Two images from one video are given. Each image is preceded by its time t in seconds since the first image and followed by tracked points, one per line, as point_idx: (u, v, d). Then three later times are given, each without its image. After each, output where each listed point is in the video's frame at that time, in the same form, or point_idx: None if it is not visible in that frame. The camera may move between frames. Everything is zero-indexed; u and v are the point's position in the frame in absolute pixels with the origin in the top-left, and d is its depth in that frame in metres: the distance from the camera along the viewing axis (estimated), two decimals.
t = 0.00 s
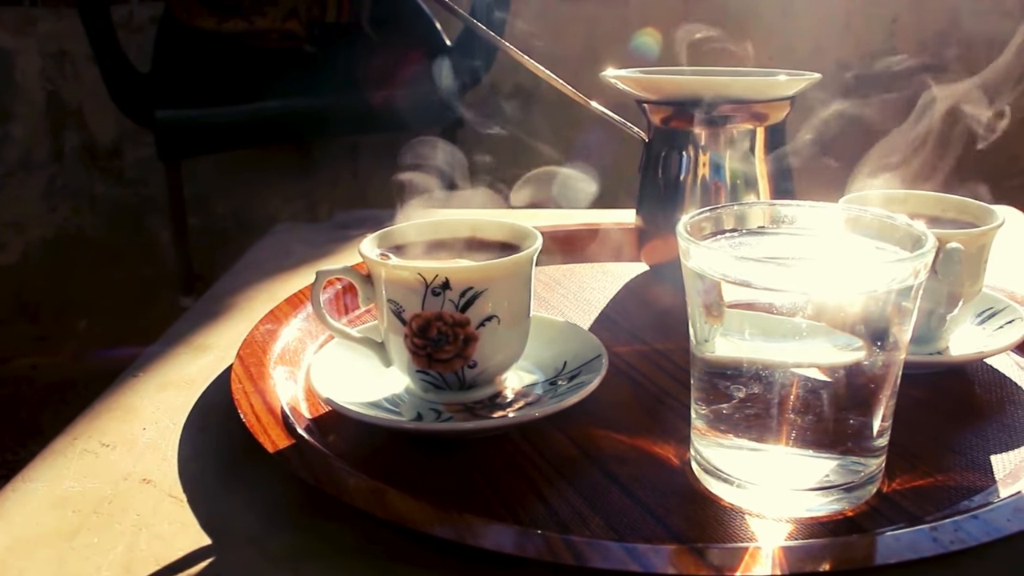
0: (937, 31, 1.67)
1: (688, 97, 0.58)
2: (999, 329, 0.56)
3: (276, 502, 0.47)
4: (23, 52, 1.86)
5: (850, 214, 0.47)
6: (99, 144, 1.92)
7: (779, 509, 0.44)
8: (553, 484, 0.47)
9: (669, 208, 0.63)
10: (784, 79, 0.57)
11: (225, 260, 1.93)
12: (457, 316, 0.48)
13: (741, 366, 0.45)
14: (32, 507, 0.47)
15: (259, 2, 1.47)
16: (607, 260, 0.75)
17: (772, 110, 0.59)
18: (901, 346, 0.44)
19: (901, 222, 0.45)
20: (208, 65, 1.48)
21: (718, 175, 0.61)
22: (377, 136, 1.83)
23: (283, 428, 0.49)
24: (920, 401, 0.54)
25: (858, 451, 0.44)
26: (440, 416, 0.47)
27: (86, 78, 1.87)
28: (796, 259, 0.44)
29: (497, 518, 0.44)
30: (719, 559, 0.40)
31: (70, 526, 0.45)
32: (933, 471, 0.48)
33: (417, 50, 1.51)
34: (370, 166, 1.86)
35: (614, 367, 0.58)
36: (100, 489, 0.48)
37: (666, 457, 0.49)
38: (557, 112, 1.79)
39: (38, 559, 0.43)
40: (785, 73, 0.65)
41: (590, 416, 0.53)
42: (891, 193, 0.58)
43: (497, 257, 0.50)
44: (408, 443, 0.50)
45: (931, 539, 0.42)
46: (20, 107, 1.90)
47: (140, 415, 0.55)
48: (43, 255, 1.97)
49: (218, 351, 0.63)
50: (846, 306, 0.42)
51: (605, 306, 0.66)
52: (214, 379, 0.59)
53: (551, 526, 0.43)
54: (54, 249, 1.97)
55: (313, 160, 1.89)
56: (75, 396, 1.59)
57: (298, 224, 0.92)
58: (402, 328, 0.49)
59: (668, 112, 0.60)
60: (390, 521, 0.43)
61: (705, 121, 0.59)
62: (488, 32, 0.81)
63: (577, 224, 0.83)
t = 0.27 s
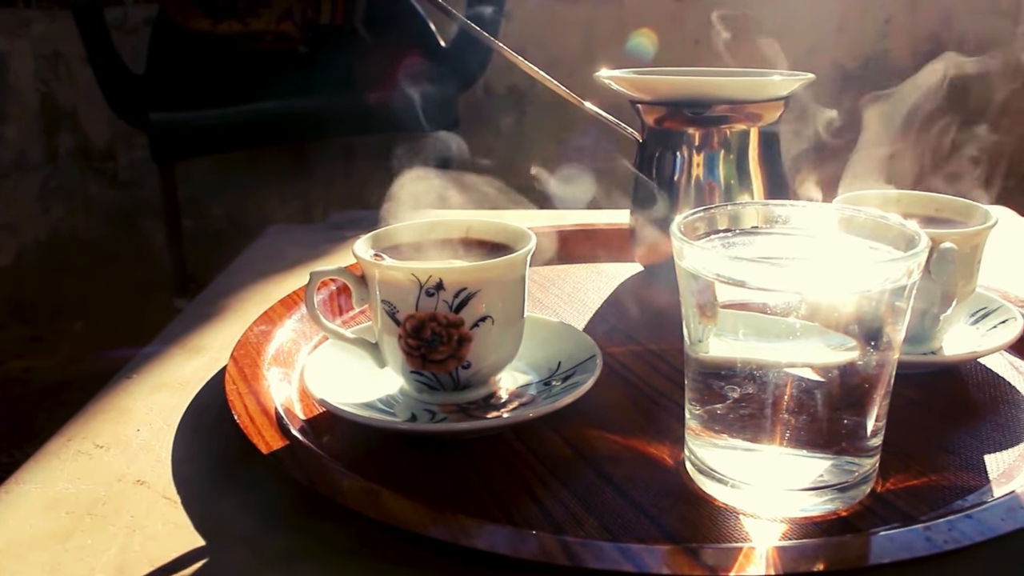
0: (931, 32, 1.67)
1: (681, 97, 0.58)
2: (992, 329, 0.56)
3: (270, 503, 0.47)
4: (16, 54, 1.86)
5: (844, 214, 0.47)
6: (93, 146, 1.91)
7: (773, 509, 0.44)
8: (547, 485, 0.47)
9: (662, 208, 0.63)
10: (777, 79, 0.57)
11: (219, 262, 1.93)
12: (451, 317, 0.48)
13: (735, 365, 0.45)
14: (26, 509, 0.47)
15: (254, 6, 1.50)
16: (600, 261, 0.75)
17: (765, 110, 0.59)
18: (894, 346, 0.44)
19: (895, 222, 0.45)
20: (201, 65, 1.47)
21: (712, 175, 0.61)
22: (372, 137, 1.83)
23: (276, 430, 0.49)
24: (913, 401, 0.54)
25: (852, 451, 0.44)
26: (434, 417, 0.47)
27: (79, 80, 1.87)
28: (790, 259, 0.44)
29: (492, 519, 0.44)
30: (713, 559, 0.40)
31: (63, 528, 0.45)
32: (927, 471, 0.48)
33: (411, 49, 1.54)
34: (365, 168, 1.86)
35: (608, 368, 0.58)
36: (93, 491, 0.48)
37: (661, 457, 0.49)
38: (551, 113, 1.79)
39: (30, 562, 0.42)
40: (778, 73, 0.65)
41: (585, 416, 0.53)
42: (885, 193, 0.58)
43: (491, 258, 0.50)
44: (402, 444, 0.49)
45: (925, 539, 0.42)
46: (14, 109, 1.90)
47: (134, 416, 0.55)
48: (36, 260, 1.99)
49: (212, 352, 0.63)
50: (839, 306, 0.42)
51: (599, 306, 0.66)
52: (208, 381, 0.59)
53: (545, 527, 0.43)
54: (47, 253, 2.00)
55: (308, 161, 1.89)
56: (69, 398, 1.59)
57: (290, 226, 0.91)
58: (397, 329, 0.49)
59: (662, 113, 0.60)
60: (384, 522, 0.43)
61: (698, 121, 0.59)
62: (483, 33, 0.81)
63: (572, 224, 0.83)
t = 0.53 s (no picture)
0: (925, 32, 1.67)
1: (671, 99, 0.58)
2: (982, 330, 0.56)
3: (259, 507, 0.47)
4: (10, 56, 1.86)
5: (833, 216, 0.47)
6: (87, 148, 1.92)
7: (761, 511, 0.44)
8: (536, 488, 0.47)
9: (654, 210, 0.63)
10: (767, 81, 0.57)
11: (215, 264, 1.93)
12: (440, 319, 0.48)
13: (723, 368, 0.45)
14: (13, 513, 0.47)
15: (246, 7, 1.49)
16: (592, 263, 0.75)
17: (755, 112, 0.59)
18: (882, 347, 0.44)
19: (883, 224, 0.45)
20: (193, 68, 1.48)
21: (703, 177, 0.61)
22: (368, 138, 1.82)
23: (266, 433, 0.49)
24: (903, 402, 0.54)
25: (841, 453, 0.44)
26: (423, 420, 0.47)
27: (73, 82, 1.87)
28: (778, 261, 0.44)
29: (480, 522, 0.44)
30: (699, 561, 0.41)
31: (51, 532, 0.45)
32: (916, 473, 0.48)
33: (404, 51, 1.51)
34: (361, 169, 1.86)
35: (598, 370, 0.58)
36: (81, 494, 0.48)
37: (650, 459, 0.49)
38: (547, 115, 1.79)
39: (18, 566, 0.42)
40: (769, 75, 0.65)
41: (574, 419, 0.53)
42: (875, 195, 0.58)
43: (479, 261, 0.50)
44: (392, 447, 0.49)
45: (912, 541, 0.42)
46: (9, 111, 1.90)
47: (123, 419, 0.55)
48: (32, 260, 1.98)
49: (202, 355, 0.63)
50: (826, 308, 0.42)
51: (589, 308, 0.66)
52: (198, 384, 0.59)
53: (533, 530, 0.43)
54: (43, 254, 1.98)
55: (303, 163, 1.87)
56: (66, 400, 1.58)
57: (281, 229, 0.91)
58: (386, 332, 0.49)
59: (653, 115, 0.60)
60: (372, 526, 0.43)
61: (689, 123, 0.59)
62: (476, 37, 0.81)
63: (563, 227, 0.83)
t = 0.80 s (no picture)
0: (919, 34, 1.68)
1: (664, 101, 0.58)
2: (974, 332, 0.56)
3: (250, 510, 0.47)
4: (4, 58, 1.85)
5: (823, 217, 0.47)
6: (81, 149, 1.95)
7: (752, 513, 0.44)
8: (528, 491, 0.47)
9: (646, 211, 0.63)
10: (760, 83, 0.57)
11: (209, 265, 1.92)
12: (431, 322, 0.48)
13: (714, 370, 0.45)
14: (4, 517, 0.47)
15: (241, 8, 1.45)
16: (584, 265, 0.75)
17: (748, 114, 0.59)
18: (874, 349, 0.44)
19: (874, 226, 0.45)
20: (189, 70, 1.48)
21: (696, 178, 0.61)
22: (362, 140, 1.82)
23: (257, 435, 0.49)
24: (895, 404, 0.54)
25: (832, 455, 0.44)
26: (414, 422, 0.47)
27: (67, 84, 1.88)
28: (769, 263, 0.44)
29: (471, 525, 0.44)
30: (690, 564, 0.41)
31: (42, 535, 0.45)
32: (907, 474, 0.48)
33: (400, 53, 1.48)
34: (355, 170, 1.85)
35: (590, 372, 0.58)
36: (72, 497, 0.48)
37: (641, 462, 0.49)
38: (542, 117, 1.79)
39: (7, 569, 0.42)
40: (762, 77, 0.65)
41: (566, 421, 0.53)
42: (867, 197, 0.58)
43: (471, 263, 0.50)
44: (385, 450, 0.49)
45: (903, 543, 0.42)
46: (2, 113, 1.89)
47: (115, 422, 0.55)
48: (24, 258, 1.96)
49: (194, 357, 0.63)
50: (815, 310, 0.42)
51: (582, 310, 0.66)
52: (190, 386, 0.59)
53: (524, 533, 0.43)
54: (35, 253, 1.96)
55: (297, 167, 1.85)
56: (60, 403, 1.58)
57: (273, 231, 0.91)
58: (377, 334, 0.49)
59: (646, 116, 0.60)
60: (363, 528, 0.43)
61: (681, 125, 0.59)
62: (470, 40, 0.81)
63: (555, 228, 0.83)
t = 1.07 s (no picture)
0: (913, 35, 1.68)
1: (657, 102, 0.58)
2: (966, 332, 0.56)
3: (242, 511, 0.47)
4: None
5: (814, 217, 0.48)
6: (74, 151, 1.91)
7: (744, 513, 0.44)
8: (520, 492, 0.47)
9: (639, 212, 0.63)
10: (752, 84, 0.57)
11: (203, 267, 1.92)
12: (424, 323, 0.48)
13: (706, 370, 0.45)
14: None
15: (235, 9, 1.49)
16: (578, 266, 0.75)
17: (741, 115, 0.59)
18: (865, 349, 0.45)
19: (865, 226, 0.45)
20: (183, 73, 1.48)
21: (689, 180, 0.61)
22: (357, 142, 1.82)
23: (249, 437, 0.49)
24: (887, 404, 0.55)
25: (824, 455, 0.44)
26: (407, 423, 0.47)
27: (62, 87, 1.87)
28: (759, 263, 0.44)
29: (463, 526, 0.44)
30: (681, 563, 0.41)
31: (34, 537, 0.45)
32: (899, 474, 0.48)
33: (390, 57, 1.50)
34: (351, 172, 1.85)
35: (583, 373, 0.58)
36: (64, 499, 0.48)
37: (633, 462, 0.49)
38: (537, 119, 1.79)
39: None
40: (755, 78, 0.65)
41: (559, 422, 0.53)
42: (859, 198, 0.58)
43: (463, 264, 0.50)
44: (377, 451, 0.49)
45: (895, 543, 0.42)
46: None
47: (108, 424, 0.55)
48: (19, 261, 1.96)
49: (187, 359, 0.63)
50: (806, 309, 0.42)
51: (575, 311, 0.66)
52: (183, 387, 0.59)
53: (516, 533, 0.43)
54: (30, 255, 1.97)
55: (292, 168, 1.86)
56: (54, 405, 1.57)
57: (267, 233, 0.91)
58: (369, 335, 0.49)
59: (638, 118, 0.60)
60: (355, 529, 0.43)
61: (674, 126, 0.59)
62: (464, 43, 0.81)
63: (549, 230, 0.83)
